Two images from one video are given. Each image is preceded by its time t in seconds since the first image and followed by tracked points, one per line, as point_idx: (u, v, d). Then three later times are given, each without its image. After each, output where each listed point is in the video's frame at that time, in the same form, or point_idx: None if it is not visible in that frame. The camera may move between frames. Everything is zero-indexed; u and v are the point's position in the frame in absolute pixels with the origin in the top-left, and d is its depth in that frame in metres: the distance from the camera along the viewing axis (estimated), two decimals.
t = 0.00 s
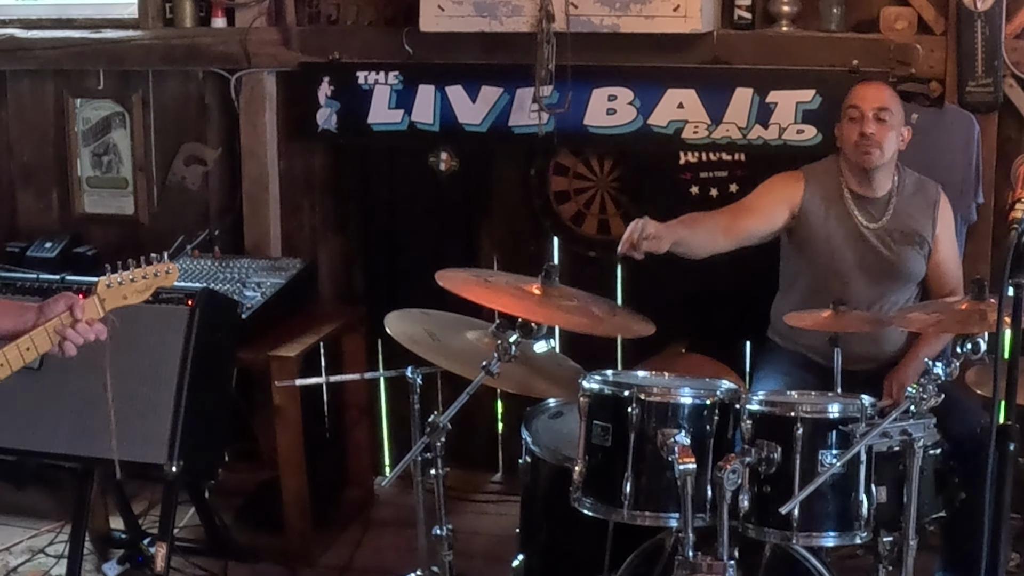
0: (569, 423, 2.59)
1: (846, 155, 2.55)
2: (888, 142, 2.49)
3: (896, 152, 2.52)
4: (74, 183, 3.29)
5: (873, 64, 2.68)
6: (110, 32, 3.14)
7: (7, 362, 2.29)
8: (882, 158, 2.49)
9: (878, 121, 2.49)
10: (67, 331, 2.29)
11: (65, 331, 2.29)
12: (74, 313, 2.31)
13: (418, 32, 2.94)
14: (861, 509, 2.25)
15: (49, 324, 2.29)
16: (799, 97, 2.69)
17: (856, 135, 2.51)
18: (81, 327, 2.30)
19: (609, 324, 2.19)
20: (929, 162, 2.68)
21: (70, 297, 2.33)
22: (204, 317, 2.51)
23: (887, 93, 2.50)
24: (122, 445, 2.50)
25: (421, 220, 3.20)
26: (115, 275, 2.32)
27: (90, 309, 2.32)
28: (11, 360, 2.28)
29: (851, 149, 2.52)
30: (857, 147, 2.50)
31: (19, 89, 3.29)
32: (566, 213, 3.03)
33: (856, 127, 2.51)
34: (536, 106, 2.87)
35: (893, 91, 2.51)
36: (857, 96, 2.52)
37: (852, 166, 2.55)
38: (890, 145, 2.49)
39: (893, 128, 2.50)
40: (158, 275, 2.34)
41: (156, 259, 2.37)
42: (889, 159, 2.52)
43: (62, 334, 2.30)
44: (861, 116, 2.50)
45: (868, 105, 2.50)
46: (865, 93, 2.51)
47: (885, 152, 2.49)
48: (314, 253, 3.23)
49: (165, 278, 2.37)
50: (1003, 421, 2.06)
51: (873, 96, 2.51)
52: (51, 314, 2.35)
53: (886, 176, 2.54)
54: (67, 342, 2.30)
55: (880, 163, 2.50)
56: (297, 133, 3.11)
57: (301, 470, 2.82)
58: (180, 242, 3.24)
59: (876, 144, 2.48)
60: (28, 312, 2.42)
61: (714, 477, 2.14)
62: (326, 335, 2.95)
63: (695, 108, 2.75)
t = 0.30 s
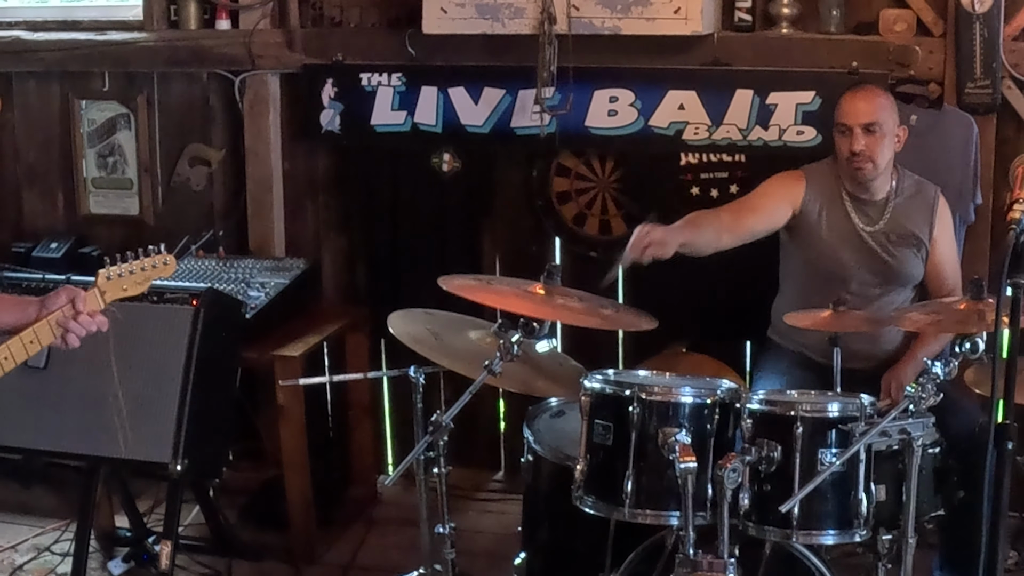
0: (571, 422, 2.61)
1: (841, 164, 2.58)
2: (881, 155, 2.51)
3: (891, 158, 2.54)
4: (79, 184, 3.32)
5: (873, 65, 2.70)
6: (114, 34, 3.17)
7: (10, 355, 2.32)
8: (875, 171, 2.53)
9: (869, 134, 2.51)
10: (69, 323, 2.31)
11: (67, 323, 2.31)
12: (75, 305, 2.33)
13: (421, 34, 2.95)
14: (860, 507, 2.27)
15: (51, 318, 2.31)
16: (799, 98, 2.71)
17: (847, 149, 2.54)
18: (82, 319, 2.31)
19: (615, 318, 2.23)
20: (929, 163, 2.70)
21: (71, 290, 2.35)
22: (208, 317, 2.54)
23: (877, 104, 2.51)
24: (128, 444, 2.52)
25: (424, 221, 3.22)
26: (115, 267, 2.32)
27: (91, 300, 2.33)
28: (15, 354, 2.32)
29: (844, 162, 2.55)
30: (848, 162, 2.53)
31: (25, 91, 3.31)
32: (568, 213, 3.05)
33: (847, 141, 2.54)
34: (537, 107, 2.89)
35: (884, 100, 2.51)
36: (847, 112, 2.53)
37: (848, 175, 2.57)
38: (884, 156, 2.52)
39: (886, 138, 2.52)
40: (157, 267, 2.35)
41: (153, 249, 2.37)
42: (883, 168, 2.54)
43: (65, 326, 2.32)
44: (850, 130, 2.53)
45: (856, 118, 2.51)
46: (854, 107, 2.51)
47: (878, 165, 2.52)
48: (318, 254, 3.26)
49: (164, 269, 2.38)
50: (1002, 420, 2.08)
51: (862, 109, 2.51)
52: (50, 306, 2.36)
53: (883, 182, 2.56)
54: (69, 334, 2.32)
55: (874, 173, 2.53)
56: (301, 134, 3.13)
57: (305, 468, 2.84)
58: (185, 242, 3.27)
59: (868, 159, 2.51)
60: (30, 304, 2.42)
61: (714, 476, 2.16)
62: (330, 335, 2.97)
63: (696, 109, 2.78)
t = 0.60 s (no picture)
0: (572, 421, 2.63)
1: (841, 161, 2.59)
2: (879, 149, 2.53)
3: (889, 155, 2.56)
4: (85, 186, 3.34)
5: (871, 68, 2.72)
6: (119, 36, 3.19)
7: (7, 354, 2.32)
8: (874, 165, 2.53)
9: (866, 129, 2.53)
10: (67, 321, 2.31)
11: (64, 321, 2.31)
12: (73, 303, 2.33)
13: (424, 35, 2.99)
14: (859, 506, 2.29)
15: (49, 316, 2.31)
16: (799, 100, 2.73)
17: (845, 145, 2.55)
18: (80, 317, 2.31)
19: (613, 320, 2.24)
20: (928, 164, 2.72)
21: (70, 288, 2.35)
22: (213, 316, 2.56)
23: (873, 100, 2.53)
24: (133, 442, 2.55)
25: (427, 222, 3.24)
26: (113, 265, 2.32)
27: (89, 298, 2.33)
28: (13, 352, 2.31)
29: (843, 157, 2.56)
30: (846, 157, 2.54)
31: (31, 92, 3.34)
32: (569, 214, 3.07)
33: (845, 136, 2.55)
34: (539, 109, 2.91)
35: (881, 96, 2.53)
36: (845, 107, 2.55)
37: (847, 171, 2.58)
38: (882, 151, 2.53)
39: (883, 133, 2.53)
40: (155, 264, 2.36)
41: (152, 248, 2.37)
42: (882, 164, 2.56)
43: (62, 325, 2.32)
44: (848, 126, 2.54)
45: (853, 114, 2.53)
46: (851, 103, 2.53)
47: (876, 160, 2.53)
48: (321, 254, 3.28)
49: (162, 267, 2.38)
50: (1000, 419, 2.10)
51: (859, 105, 2.53)
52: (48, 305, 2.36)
53: (882, 179, 2.58)
54: (66, 332, 2.31)
55: (872, 169, 2.54)
56: (304, 136, 3.15)
57: (309, 467, 2.86)
58: (189, 243, 3.29)
59: (865, 152, 2.52)
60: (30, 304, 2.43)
61: (715, 474, 2.19)
62: (333, 334, 3.00)
63: (698, 110, 2.80)
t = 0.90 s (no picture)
0: (574, 420, 2.65)
1: (841, 162, 2.60)
2: (881, 153, 2.55)
3: (890, 159, 2.58)
4: (90, 186, 3.37)
5: (871, 69, 2.74)
6: (124, 38, 3.21)
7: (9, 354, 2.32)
8: (875, 169, 2.55)
9: (869, 134, 2.55)
10: (67, 321, 2.31)
11: (65, 320, 2.31)
12: (73, 302, 2.33)
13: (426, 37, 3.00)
14: (859, 504, 2.30)
15: (49, 315, 2.31)
16: (799, 101, 2.76)
17: (847, 148, 2.57)
18: (79, 314, 2.31)
19: (614, 318, 2.27)
20: (927, 165, 2.74)
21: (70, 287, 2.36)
22: (217, 316, 2.58)
23: (877, 105, 2.55)
24: (138, 441, 2.57)
25: (430, 223, 3.27)
26: (114, 264, 2.33)
27: (89, 297, 2.34)
28: (14, 351, 2.32)
29: (844, 160, 2.58)
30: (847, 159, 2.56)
31: (37, 94, 3.36)
32: (570, 215, 3.10)
33: (847, 140, 2.56)
34: (541, 110, 2.94)
35: (884, 100, 2.54)
36: (847, 111, 2.57)
37: (847, 174, 2.60)
38: (883, 155, 2.55)
39: (886, 138, 2.55)
40: (156, 263, 2.37)
41: (153, 248, 2.39)
42: (882, 167, 2.57)
43: (63, 324, 2.32)
44: (850, 130, 2.56)
45: (857, 118, 2.55)
46: (854, 107, 2.55)
47: (878, 163, 2.55)
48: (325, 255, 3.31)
49: (163, 266, 2.40)
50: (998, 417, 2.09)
51: (863, 109, 2.55)
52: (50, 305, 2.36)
53: (882, 181, 2.59)
54: (68, 331, 2.31)
55: (873, 172, 2.56)
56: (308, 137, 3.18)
57: (312, 466, 2.89)
58: (194, 243, 3.32)
59: (867, 157, 2.54)
60: (35, 305, 2.44)
61: (715, 473, 2.20)
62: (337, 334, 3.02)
63: (699, 112, 2.82)
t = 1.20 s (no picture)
0: (575, 419, 2.67)
1: (848, 160, 2.63)
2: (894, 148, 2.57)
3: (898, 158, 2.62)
4: (96, 187, 3.39)
5: (870, 71, 2.77)
6: (130, 40, 3.24)
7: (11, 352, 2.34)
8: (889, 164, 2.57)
9: (885, 129, 2.57)
10: (70, 315, 2.34)
11: (68, 315, 2.34)
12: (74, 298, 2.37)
13: (429, 39, 3.03)
14: (858, 503, 2.32)
15: (53, 310, 2.35)
16: (799, 103, 2.78)
17: (865, 142, 2.57)
18: (82, 308, 2.34)
19: (618, 318, 2.27)
20: (927, 167, 2.76)
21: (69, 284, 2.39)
22: (221, 316, 2.60)
23: (890, 103, 2.58)
24: (143, 440, 2.59)
25: (432, 224, 3.29)
26: (114, 260, 2.39)
27: (90, 292, 2.37)
28: (17, 347, 2.34)
29: (860, 154, 2.58)
30: (865, 154, 2.56)
31: (43, 96, 3.39)
32: (573, 216, 3.12)
33: (864, 134, 2.57)
34: (543, 112, 2.96)
35: (894, 98, 2.59)
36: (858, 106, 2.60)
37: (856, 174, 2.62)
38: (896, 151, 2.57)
39: (898, 134, 2.59)
40: (156, 258, 2.44)
41: (151, 245, 2.45)
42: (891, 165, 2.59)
43: (66, 319, 2.35)
44: (867, 125, 2.57)
45: (875, 113, 2.57)
46: (868, 102, 2.57)
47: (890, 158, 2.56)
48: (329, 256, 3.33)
49: (162, 262, 2.46)
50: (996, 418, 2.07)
51: (878, 106, 2.58)
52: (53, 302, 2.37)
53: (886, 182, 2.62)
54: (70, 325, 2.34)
55: (887, 168, 2.57)
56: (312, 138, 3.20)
57: (316, 465, 2.91)
58: (198, 244, 3.34)
59: (883, 151, 2.56)
60: (37, 302, 2.47)
61: (716, 471, 2.22)
62: (340, 334, 3.04)
63: (699, 114, 2.84)
